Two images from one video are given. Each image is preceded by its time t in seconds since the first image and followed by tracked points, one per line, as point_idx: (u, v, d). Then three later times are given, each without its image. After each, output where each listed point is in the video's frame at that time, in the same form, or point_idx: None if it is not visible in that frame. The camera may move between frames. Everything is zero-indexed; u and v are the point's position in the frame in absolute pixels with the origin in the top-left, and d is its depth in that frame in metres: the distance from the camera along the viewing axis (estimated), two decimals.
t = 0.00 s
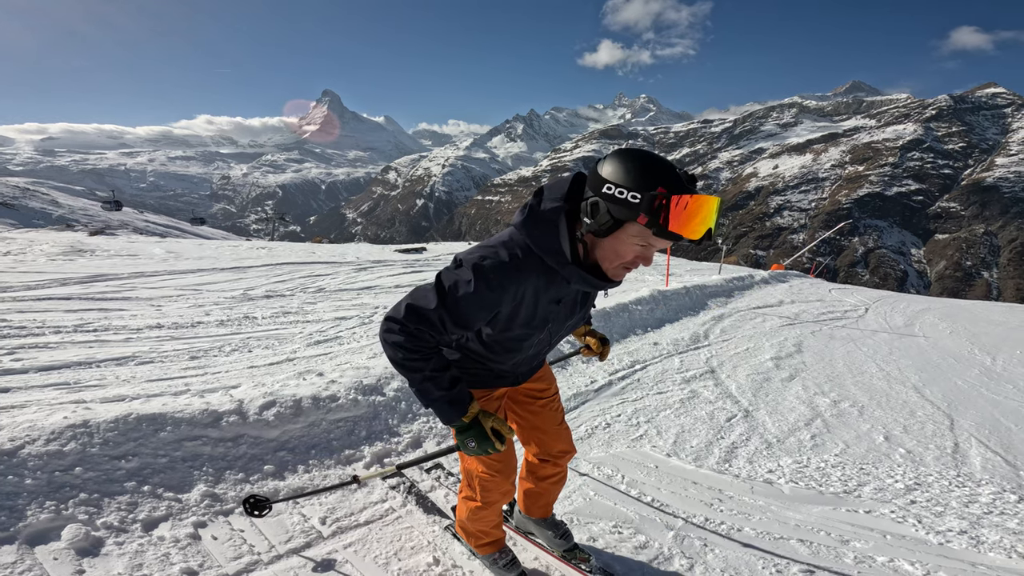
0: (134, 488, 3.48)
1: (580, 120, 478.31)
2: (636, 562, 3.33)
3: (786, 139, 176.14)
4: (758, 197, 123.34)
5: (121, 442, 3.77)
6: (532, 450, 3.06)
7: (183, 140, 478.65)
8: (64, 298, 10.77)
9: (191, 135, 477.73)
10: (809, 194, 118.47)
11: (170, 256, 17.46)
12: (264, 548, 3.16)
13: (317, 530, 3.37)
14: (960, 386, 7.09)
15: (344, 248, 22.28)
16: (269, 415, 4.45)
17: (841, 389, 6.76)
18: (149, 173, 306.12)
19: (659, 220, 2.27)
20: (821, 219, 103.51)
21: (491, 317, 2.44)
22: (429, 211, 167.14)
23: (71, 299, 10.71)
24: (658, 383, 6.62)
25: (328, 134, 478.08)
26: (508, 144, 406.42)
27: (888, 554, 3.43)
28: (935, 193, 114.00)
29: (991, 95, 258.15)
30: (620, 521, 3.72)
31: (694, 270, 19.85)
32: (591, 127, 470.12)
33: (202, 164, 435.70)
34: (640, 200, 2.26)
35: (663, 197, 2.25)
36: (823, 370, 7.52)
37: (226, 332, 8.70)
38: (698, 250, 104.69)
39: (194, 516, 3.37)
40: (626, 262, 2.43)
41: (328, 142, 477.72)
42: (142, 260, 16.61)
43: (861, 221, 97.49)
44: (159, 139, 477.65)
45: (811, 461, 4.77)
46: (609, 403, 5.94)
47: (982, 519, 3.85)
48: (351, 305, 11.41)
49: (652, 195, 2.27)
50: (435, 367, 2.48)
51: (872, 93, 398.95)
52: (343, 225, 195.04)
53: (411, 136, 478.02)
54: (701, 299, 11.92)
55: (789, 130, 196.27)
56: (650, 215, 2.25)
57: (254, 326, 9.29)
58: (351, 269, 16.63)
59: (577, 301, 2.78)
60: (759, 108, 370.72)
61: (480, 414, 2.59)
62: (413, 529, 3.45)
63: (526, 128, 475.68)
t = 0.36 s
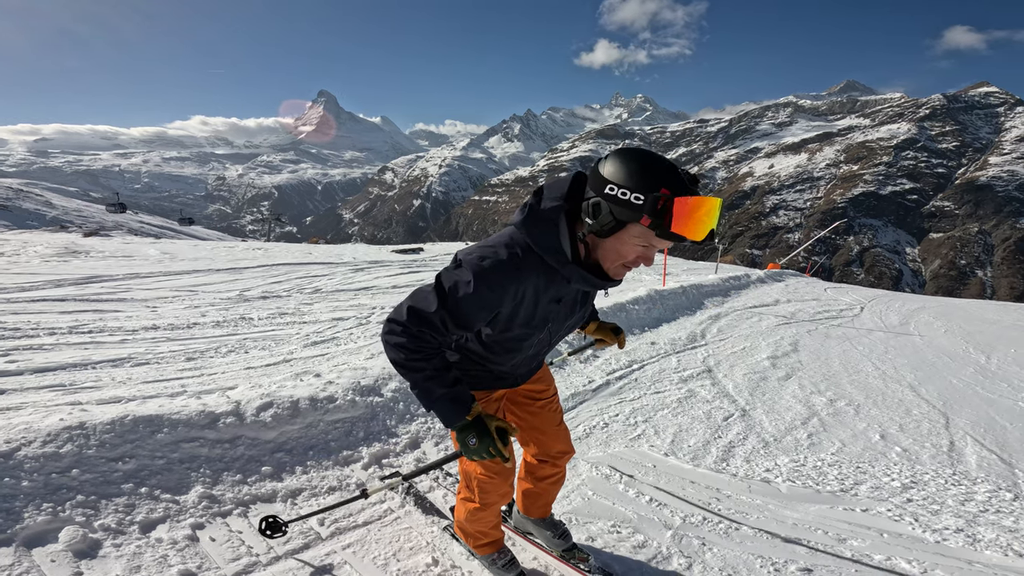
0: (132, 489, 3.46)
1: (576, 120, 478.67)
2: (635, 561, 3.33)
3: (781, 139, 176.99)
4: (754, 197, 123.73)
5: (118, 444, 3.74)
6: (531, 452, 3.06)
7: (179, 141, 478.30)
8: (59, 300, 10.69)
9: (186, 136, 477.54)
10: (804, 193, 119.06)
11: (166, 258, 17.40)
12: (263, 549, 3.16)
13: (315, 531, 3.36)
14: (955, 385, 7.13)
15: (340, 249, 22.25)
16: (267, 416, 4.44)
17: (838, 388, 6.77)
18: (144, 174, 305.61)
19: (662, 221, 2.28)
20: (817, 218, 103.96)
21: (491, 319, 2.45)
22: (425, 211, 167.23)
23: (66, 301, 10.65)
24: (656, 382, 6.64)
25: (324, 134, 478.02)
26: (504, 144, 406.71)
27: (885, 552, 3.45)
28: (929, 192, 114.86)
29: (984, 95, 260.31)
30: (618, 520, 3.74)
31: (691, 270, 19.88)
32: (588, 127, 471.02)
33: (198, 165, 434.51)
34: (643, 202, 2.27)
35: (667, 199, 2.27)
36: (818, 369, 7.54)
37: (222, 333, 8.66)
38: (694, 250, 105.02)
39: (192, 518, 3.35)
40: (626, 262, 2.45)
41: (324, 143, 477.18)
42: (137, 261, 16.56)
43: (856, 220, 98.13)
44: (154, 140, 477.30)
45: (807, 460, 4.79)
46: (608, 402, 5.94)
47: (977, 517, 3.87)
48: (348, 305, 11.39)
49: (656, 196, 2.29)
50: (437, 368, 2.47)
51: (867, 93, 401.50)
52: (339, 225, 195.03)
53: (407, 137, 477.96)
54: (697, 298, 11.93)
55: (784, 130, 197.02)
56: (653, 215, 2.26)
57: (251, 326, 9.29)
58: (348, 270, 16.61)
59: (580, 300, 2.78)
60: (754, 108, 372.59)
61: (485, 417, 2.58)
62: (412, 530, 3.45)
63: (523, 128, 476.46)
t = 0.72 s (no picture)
0: (128, 490, 3.45)
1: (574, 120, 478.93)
2: (633, 560, 3.34)
3: (777, 139, 177.46)
4: (750, 197, 124.19)
5: (115, 444, 3.72)
6: (529, 451, 3.06)
7: (176, 141, 477.96)
8: (54, 300, 10.63)
9: (182, 137, 477.69)
10: (800, 193, 119.65)
11: (162, 258, 17.33)
12: (260, 550, 3.14)
13: (314, 530, 3.36)
14: (953, 383, 7.17)
15: (338, 249, 22.26)
16: (264, 416, 4.42)
17: (834, 387, 6.79)
18: (141, 175, 304.99)
19: (652, 204, 2.26)
20: (813, 217, 104.48)
21: (483, 309, 2.45)
22: (423, 211, 167.32)
23: (61, 302, 10.58)
24: (653, 382, 6.65)
25: (322, 135, 478.00)
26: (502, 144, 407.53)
27: (881, 551, 3.46)
28: (925, 191, 115.44)
29: (979, 95, 262.49)
30: (617, 519, 3.73)
31: (688, 269, 19.98)
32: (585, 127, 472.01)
33: (194, 165, 433.55)
34: (633, 188, 2.27)
35: (654, 182, 2.26)
36: (816, 368, 7.58)
37: (218, 334, 8.62)
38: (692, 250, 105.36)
39: (190, 519, 3.34)
40: (617, 248, 2.43)
41: (322, 143, 477.15)
42: (133, 261, 16.51)
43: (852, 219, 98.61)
44: (150, 140, 477.64)
45: (805, 460, 4.80)
46: (606, 402, 5.96)
47: (973, 516, 3.89)
48: (345, 306, 11.38)
49: (646, 176, 2.27)
50: (431, 359, 2.50)
51: (862, 93, 403.87)
52: (337, 226, 194.90)
53: (405, 137, 478.01)
54: (695, 298, 11.96)
55: (781, 130, 197.65)
56: (642, 200, 2.25)
57: (248, 326, 9.28)
58: (345, 270, 16.61)
59: (577, 291, 2.77)
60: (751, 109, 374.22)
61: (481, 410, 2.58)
62: (410, 530, 3.45)
63: (521, 128, 477.20)
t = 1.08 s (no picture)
0: (127, 491, 3.44)
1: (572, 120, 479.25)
2: (634, 560, 3.34)
3: (776, 139, 177.80)
4: (749, 197, 124.28)
5: (113, 445, 3.71)
6: (529, 451, 3.06)
7: (175, 141, 478.07)
8: (53, 301, 10.61)
9: (180, 136, 477.38)
10: (799, 193, 119.83)
11: (161, 258, 17.32)
12: (260, 551, 3.13)
13: (313, 531, 3.36)
14: (951, 383, 7.19)
15: (337, 249, 22.23)
16: (263, 416, 4.41)
17: (833, 387, 6.79)
18: (140, 176, 304.81)
19: (652, 198, 2.26)
20: (812, 217, 104.64)
21: (489, 314, 2.45)
22: (422, 211, 167.34)
23: (59, 302, 10.57)
24: (653, 382, 6.65)
25: (321, 135, 478.01)
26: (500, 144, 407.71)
27: (881, 551, 3.46)
28: (923, 191, 115.75)
29: (977, 94, 263.16)
30: (616, 519, 3.73)
31: (687, 269, 20.01)
32: (584, 127, 472.41)
33: (192, 165, 432.92)
34: (628, 177, 2.28)
35: (651, 174, 2.27)
36: (814, 367, 7.60)
37: (217, 334, 8.60)
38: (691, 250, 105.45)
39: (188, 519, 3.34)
40: (617, 244, 2.44)
41: (320, 143, 477.07)
42: (132, 261, 16.47)
43: (850, 219, 98.89)
44: (148, 140, 477.29)
45: (803, 459, 4.81)
46: (605, 402, 5.96)
47: (971, 515, 3.90)
48: (343, 306, 11.36)
49: (641, 172, 2.30)
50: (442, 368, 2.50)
51: (860, 93, 404.76)
52: (336, 226, 194.92)
53: (404, 137, 478.02)
54: (694, 298, 11.98)
55: (780, 130, 197.94)
56: (638, 194, 2.26)
57: (246, 326, 9.27)
58: (344, 270, 16.59)
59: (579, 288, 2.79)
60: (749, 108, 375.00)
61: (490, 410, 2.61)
62: (409, 530, 3.44)
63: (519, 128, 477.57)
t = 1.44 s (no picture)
0: (127, 490, 3.43)
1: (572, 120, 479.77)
2: (634, 559, 3.34)
3: (776, 139, 177.86)
4: (749, 196, 124.39)
5: (113, 445, 3.71)
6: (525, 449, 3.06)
7: (174, 141, 478.06)
8: (52, 300, 10.62)
9: (180, 136, 477.49)
10: (798, 192, 120.03)
11: (160, 258, 17.35)
12: (260, 550, 3.14)
13: (313, 530, 3.36)
14: (950, 382, 7.20)
15: (336, 248, 22.23)
16: (263, 416, 4.42)
17: (833, 386, 6.79)
18: (140, 176, 304.91)
19: (615, 169, 2.29)
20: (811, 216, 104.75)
21: (485, 289, 2.37)
22: (422, 211, 167.53)
23: (59, 302, 10.57)
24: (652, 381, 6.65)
25: (321, 134, 477.92)
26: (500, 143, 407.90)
27: (881, 551, 3.46)
28: (923, 190, 115.89)
29: (977, 93, 263.43)
30: (617, 519, 3.73)
31: (687, 268, 20.04)
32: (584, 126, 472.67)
33: (192, 165, 433.02)
34: (590, 150, 2.32)
35: (616, 147, 2.31)
36: (814, 367, 7.60)
37: (217, 334, 8.62)
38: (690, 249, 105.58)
39: (188, 519, 3.34)
40: (595, 225, 2.43)
41: (320, 142, 477.36)
42: (131, 261, 16.46)
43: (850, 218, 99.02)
44: (148, 139, 477.38)
45: (803, 458, 4.81)
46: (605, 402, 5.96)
47: (973, 515, 3.89)
48: (343, 306, 11.35)
49: (610, 143, 2.32)
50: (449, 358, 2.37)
51: (860, 92, 405.50)
52: (335, 225, 195.03)
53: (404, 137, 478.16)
54: (694, 297, 11.98)
55: (780, 130, 197.86)
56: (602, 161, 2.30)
57: (246, 326, 9.25)
58: (344, 270, 16.57)
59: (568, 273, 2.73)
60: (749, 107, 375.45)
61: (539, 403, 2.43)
62: (409, 530, 3.44)
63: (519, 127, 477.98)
